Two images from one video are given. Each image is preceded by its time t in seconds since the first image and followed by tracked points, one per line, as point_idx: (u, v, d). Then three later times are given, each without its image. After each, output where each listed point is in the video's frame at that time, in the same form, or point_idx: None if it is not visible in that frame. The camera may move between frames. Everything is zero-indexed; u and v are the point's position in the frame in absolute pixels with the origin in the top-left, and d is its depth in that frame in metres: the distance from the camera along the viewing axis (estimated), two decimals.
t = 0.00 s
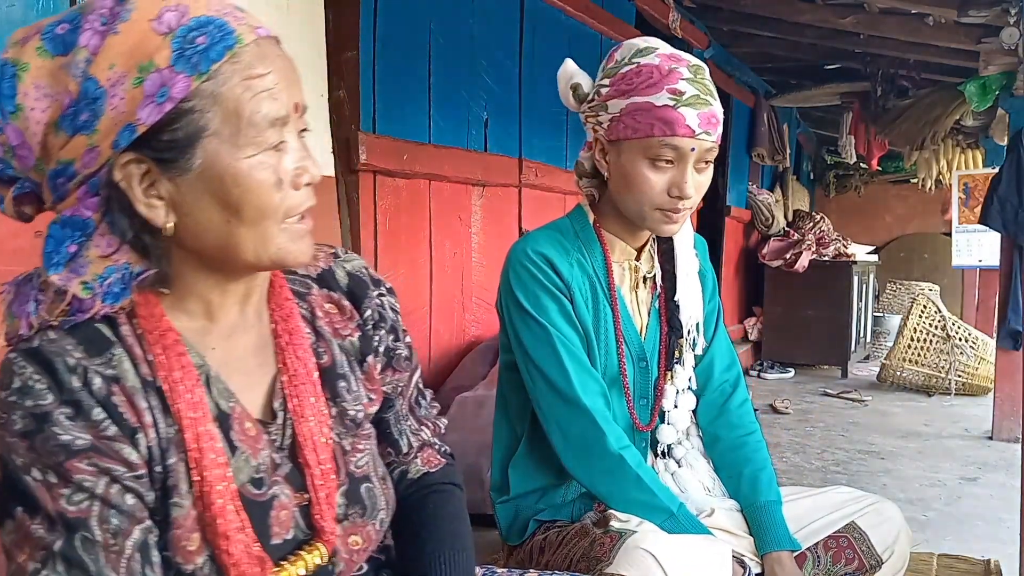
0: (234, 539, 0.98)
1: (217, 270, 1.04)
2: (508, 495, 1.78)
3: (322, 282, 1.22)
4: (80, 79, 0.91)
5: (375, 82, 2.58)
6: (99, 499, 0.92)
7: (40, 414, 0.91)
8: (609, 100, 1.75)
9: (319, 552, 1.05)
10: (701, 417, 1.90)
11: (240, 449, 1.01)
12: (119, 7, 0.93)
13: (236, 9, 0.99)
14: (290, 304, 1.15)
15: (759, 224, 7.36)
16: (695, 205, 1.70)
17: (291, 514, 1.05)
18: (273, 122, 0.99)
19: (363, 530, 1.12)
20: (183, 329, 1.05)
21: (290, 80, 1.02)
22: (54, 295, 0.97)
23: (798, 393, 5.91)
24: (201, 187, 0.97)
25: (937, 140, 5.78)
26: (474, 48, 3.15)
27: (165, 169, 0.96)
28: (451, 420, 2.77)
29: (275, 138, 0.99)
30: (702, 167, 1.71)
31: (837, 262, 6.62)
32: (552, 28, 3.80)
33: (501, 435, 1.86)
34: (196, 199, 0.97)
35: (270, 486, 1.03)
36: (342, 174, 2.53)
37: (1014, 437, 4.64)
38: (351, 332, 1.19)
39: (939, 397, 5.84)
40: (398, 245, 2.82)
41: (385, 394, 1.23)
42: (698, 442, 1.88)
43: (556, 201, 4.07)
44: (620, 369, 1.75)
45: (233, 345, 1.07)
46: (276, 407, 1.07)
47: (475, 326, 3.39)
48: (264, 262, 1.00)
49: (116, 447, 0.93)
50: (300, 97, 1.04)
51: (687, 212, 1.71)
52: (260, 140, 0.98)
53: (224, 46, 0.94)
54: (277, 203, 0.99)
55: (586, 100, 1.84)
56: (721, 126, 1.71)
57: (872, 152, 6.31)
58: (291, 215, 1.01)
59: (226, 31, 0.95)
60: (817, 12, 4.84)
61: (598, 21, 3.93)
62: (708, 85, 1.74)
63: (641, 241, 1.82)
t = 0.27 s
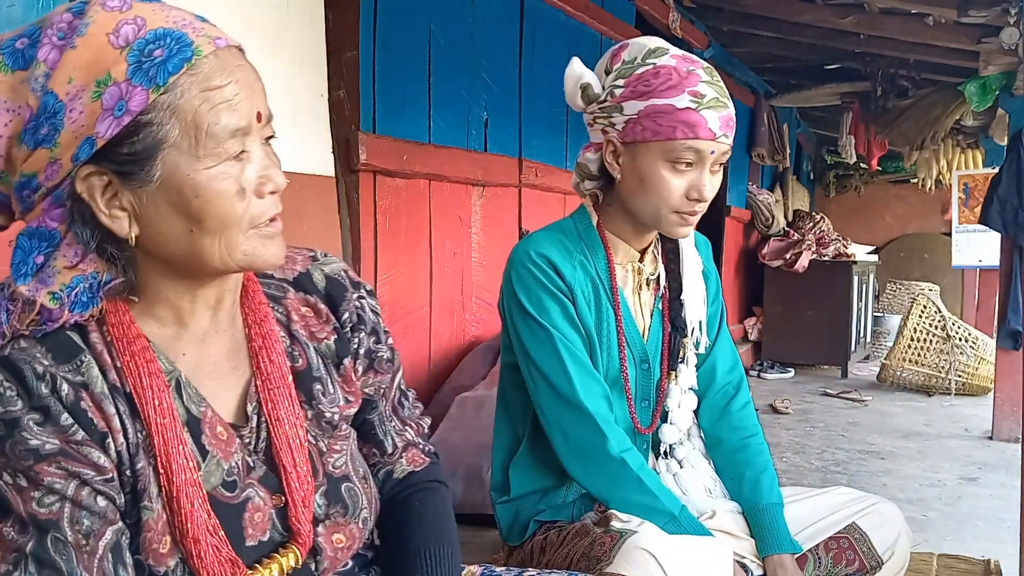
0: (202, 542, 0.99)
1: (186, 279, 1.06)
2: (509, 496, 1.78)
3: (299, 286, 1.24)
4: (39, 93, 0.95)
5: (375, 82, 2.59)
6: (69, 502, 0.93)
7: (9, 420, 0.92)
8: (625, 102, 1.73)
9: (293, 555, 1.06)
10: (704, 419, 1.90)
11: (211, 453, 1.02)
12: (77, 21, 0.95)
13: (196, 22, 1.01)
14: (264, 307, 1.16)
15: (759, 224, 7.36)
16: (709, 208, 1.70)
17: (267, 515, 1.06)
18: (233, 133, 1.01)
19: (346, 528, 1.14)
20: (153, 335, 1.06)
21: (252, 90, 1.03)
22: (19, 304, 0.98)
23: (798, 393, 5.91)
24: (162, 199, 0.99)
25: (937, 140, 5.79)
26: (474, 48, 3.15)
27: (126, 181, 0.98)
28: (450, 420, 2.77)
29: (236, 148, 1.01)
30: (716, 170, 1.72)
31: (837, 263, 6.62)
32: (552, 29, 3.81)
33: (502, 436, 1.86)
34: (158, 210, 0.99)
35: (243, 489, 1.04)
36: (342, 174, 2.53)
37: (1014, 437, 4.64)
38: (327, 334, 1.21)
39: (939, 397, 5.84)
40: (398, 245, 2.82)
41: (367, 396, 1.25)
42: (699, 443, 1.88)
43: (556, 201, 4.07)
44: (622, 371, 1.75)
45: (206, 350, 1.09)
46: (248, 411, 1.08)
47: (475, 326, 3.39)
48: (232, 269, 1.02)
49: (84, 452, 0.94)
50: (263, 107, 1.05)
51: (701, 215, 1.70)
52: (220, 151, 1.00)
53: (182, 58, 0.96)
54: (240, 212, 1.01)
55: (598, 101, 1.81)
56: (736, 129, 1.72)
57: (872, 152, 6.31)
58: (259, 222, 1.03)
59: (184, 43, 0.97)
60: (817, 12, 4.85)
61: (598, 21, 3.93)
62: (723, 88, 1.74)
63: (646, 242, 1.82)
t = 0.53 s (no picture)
0: (204, 537, 0.99)
1: (187, 280, 1.06)
2: (509, 496, 1.78)
3: (298, 286, 1.24)
4: (46, 94, 0.94)
5: (375, 82, 2.59)
6: (76, 494, 0.93)
7: (17, 414, 0.92)
8: (635, 103, 1.73)
9: (294, 551, 1.06)
10: (706, 420, 1.90)
11: (213, 450, 1.02)
12: (84, 23, 0.95)
13: (200, 25, 1.01)
14: (264, 308, 1.16)
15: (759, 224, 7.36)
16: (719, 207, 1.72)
17: (268, 512, 1.06)
18: (236, 134, 1.01)
19: (346, 526, 1.14)
20: (156, 334, 1.06)
21: (254, 93, 1.04)
22: (24, 300, 0.97)
23: (798, 393, 5.91)
24: (166, 199, 0.99)
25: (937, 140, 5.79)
26: (474, 48, 3.15)
27: (130, 180, 0.98)
28: (451, 420, 2.77)
29: (239, 149, 1.02)
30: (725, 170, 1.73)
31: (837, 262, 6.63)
32: (552, 28, 3.81)
33: (503, 435, 1.86)
34: (161, 210, 1.00)
35: (244, 485, 1.04)
36: (342, 174, 2.53)
37: (1014, 436, 4.64)
38: (326, 334, 1.21)
39: (939, 397, 5.84)
40: (398, 245, 2.81)
41: (365, 394, 1.24)
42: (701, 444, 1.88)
43: (556, 201, 4.07)
44: (624, 373, 1.75)
45: (208, 349, 1.09)
46: (249, 409, 1.08)
47: (475, 326, 3.39)
48: (232, 269, 1.03)
49: (91, 444, 0.94)
50: (265, 109, 1.06)
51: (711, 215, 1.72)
52: (223, 152, 1.00)
53: (186, 60, 0.97)
54: (242, 213, 1.02)
55: (604, 103, 1.79)
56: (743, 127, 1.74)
57: (872, 152, 6.31)
58: (261, 223, 1.04)
59: (188, 46, 0.97)
60: (817, 12, 4.85)
61: (598, 22, 3.93)
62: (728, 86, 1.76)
63: (649, 244, 1.82)
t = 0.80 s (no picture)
0: (213, 539, 0.99)
1: (201, 280, 1.06)
2: (509, 497, 1.78)
3: (308, 289, 1.24)
4: (63, 91, 0.94)
5: (375, 82, 2.59)
6: (85, 495, 0.93)
7: (30, 412, 0.91)
8: (640, 101, 1.72)
9: (301, 554, 1.06)
10: (707, 421, 1.90)
11: (223, 451, 1.03)
12: (103, 22, 0.95)
13: (218, 28, 1.02)
14: (275, 310, 1.16)
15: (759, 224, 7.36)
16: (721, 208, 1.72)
17: (276, 514, 1.06)
18: (251, 137, 1.01)
19: (352, 530, 1.14)
20: (169, 335, 1.06)
21: (270, 96, 1.04)
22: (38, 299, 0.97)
23: (798, 393, 5.91)
24: (178, 199, 0.99)
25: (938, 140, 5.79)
26: (473, 48, 3.15)
27: (144, 180, 0.98)
28: (451, 420, 2.77)
29: (252, 151, 1.01)
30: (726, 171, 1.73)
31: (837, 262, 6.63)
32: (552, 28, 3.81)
33: (502, 436, 1.86)
34: (173, 210, 1.00)
35: (253, 487, 1.05)
36: (342, 174, 2.53)
37: (1014, 437, 4.63)
38: (336, 337, 1.21)
39: (938, 397, 5.83)
40: (398, 245, 2.81)
41: (371, 398, 1.25)
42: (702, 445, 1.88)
43: (556, 201, 4.07)
44: (624, 374, 1.75)
45: (220, 351, 1.09)
46: (259, 410, 1.09)
47: (475, 326, 3.39)
48: (244, 268, 1.02)
49: (102, 444, 0.94)
50: (279, 113, 1.06)
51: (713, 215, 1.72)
52: (237, 154, 1.00)
53: (203, 63, 0.97)
54: (254, 214, 1.01)
55: (609, 101, 1.79)
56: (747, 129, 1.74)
57: (872, 152, 6.31)
58: (272, 224, 1.04)
59: (206, 49, 0.98)
60: (817, 12, 4.84)
61: (598, 22, 3.93)
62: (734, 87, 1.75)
63: (649, 245, 1.82)
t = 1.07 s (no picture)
0: (222, 548, 0.99)
1: (208, 286, 1.06)
2: (509, 497, 1.78)
3: (317, 292, 1.24)
4: (70, 95, 0.94)
5: (375, 82, 2.58)
6: (97, 500, 0.93)
7: (39, 416, 0.91)
8: (637, 100, 1.72)
9: (307, 562, 1.06)
10: (707, 421, 1.90)
11: (231, 458, 1.03)
12: (110, 24, 0.95)
13: (225, 28, 1.01)
14: (285, 315, 1.15)
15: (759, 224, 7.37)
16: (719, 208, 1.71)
17: (282, 522, 1.06)
18: (259, 141, 1.01)
19: (356, 537, 1.14)
20: (177, 340, 1.07)
21: (279, 98, 1.03)
22: (45, 304, 0.98)
23: (798, 393, 5.91)
24: (186, 205, 0.99)
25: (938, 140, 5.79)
26: (473, 48, 3.15)
27: (151, 185, 0.98)
28: (451, 420, 2.77)
29: (261, 156, 1.01)
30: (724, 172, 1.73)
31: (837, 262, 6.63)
32: (553, 28, 3.81)
33: (503, 437, 1.86)
34: (181, 215, 1.00)
35: (260, 494, 1.04)
36: (342, 174, 2.53)
37: (1014, 437, 4.63)
38: (344, 342, 1.21)
39: (938, 397, 5.84)
40: (398, 245, 2.81)
41: (378, 404, 1.25)
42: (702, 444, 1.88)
43: (556, 201, 4.07)
44: (624, 374, 1.75)
45: (227, 357, 1.09)
46: (267, 417, 1.09)
47: (475, 326, 3.39)
48: (252, 275, 1.03)
49: (112, 450, 0.94)
50: (289, 116, 1.05)
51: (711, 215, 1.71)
52: (245, 158, 1.00)
53: (211, 65, 0.96)
54: (263, 219, 1.01)
55: (606, 100, 1.79)
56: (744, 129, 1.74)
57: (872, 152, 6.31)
58: (281, 229, 1.03)
59: (214, 51, 0.97)
60: (817, 12, 4.84)
61: (598, 22, 3.93)
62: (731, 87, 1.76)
63: (647, 244, 1.82)
